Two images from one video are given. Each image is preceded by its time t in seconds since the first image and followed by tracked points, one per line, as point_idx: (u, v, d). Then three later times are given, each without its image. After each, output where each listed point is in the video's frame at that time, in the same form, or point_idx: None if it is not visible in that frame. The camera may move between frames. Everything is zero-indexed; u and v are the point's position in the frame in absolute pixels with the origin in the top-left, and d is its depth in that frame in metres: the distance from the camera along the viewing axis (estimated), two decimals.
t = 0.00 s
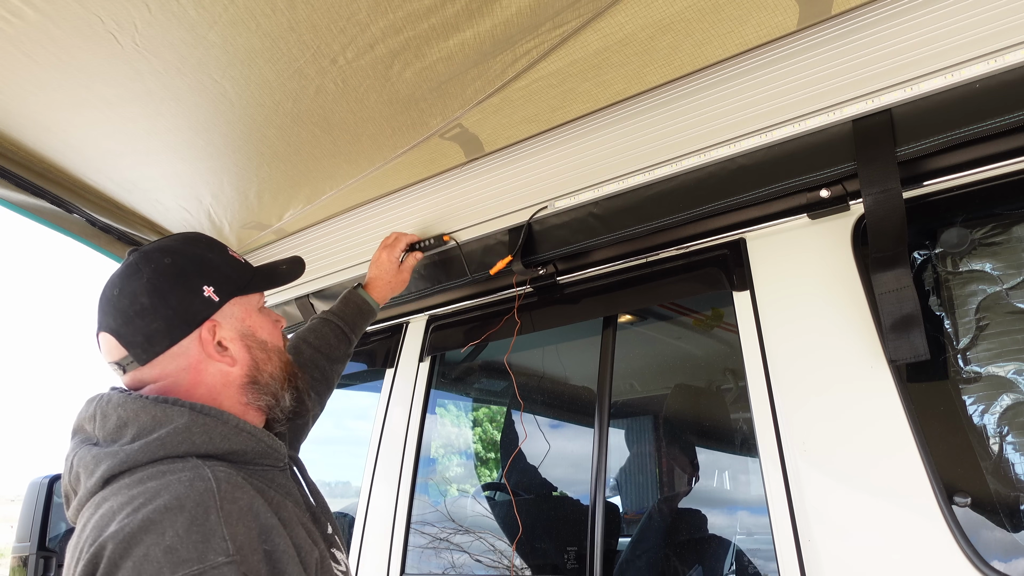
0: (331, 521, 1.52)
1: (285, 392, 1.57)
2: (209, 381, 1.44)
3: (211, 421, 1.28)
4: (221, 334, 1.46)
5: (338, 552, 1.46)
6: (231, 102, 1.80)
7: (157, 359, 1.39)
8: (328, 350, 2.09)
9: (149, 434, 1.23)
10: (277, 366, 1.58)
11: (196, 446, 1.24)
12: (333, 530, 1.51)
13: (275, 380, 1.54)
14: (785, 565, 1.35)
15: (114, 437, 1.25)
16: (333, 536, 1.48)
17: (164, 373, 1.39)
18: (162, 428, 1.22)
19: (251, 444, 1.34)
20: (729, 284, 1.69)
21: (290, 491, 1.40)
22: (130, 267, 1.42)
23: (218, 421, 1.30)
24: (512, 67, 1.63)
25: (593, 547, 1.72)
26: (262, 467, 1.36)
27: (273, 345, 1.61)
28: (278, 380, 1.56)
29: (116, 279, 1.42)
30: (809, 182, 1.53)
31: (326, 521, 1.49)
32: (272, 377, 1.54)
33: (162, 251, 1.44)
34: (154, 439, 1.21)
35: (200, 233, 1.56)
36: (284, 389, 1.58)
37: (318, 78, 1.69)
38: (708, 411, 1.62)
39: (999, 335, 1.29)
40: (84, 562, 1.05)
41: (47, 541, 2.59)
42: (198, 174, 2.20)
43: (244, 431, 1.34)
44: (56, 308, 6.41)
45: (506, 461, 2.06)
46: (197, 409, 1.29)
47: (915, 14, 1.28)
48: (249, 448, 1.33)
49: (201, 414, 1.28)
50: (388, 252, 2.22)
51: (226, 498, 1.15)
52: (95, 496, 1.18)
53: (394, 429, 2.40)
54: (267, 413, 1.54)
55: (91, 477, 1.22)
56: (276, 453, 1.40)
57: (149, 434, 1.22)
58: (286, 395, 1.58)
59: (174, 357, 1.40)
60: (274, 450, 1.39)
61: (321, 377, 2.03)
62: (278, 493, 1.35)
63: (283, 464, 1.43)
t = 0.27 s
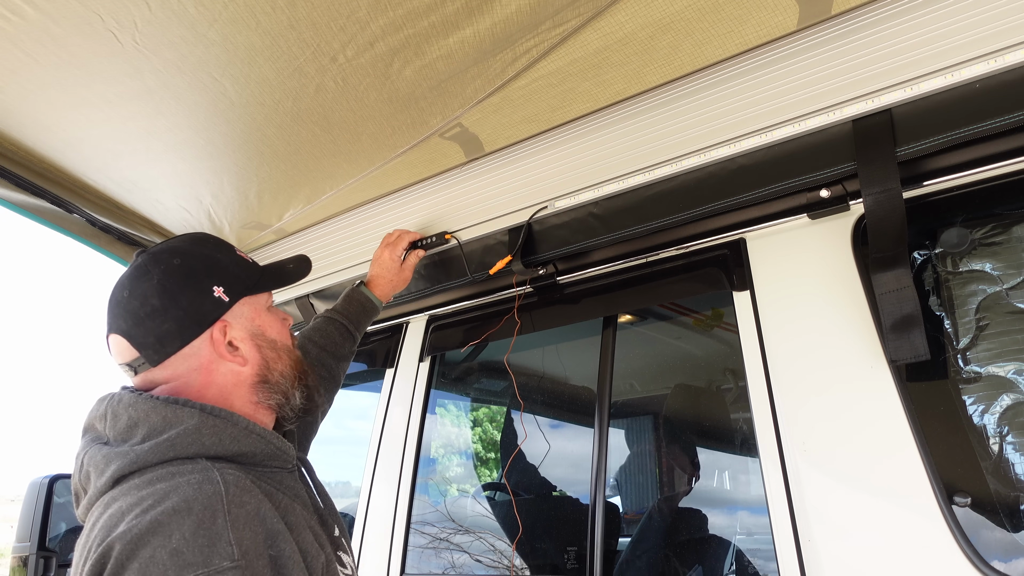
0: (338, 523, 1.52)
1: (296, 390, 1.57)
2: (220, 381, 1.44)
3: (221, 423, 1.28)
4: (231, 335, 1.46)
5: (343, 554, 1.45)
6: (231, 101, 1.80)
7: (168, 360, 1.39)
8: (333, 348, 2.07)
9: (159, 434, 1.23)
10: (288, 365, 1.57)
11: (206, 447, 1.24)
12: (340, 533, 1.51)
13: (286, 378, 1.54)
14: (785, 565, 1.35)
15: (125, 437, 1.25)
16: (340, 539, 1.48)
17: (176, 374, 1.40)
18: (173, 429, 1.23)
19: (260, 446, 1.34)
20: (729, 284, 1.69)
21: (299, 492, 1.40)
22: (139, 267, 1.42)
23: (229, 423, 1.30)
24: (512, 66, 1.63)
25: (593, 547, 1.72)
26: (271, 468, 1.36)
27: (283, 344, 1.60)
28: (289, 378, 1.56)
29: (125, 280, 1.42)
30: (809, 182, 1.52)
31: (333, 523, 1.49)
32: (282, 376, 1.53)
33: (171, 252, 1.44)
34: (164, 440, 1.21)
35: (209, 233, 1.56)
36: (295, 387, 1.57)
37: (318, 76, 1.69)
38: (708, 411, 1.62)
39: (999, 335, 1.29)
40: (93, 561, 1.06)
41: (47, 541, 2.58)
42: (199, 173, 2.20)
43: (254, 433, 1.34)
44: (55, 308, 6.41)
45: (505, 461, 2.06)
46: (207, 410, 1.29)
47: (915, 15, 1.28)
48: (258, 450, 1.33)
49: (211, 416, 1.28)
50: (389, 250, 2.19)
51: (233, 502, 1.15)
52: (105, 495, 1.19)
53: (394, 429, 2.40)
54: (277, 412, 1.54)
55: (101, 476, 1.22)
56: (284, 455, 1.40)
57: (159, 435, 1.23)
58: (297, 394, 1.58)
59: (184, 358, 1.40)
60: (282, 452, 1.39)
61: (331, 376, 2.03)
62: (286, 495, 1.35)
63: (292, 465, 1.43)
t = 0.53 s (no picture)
0: (341, 525, 1.51)
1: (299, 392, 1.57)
2: (223, 382, 1.44)
3: (223, 424, 1.28)
4: (234, 336, 1.46)
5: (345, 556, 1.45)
6: (231, 102, 1.80)
7: (172, 360, 1.39)
8: (337, 351, 2.10)
9: (162, 434, 1.23)
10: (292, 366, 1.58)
11: (208, 448, 1.24)
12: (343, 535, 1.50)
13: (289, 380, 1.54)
14: (785, 565, 1.35)
15: (128, 437, 1.25)
16: (342, 542, 1.48)
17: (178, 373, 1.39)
18: (175, 430, 1.23)
19: (263, 447, 1.33)
20: (729, 284, 1.69)
21: (302, 493, 1.40)
22: (145, 267, 1.42)
23: (232, 424, 1.30)
24: (512, 67, 1.62)
25: (593, 547, 1.72)
26: (274, 469, 1.36)
27: (286, 346, 1.60)
28: (291, 380, 1.56)
29: (130, 280, 1.42)
30: (809, 182, 1.53)
31: (336, 525, 1.48)
32: (285, 379, 1.53)
33: (176, 252, 1.44)
34: (166, 440, 1.21)
35: (214, 234, 1.56)
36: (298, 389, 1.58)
37: (318, 77, 1.69)
38: (708, 411, 1.62)
39: (999, 335, 1.29)
40: (93, 561, 1.06)
41: (47, 541, 2.59)
42: (199, 173, 2.20)
43: (257, 434, 1.33)
44: (54, 308, 6.41)
45: (505, 461, 2.06)
46: (210, 411, 1.29)
47: (914, 15, 1.28)
48: (262, 450, 1.33)
49: (214, 417, 1.28)
50: (391, 257, 2.20)
51: (233, 503, 1.15)
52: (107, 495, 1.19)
53: (394, 429, 2.40)
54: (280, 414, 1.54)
55: (103, 476, 1.23)
56: (288, 456, 1.39)
57: (161, 435, 1.23)
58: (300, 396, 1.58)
59: (188, 358, 1.40)
60: (285, 453, 1.39)
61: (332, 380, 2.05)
62: (288, 496, 1.34)
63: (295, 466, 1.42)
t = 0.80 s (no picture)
0: (342, 527, 1.51)
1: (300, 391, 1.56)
2: (221, 382, 1.44)
3: (223, 423, 1.28)
4: (232, 336, 1.46)
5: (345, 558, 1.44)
6: (231, 103, 1.80)
7: (170, 360, 1.39)
8: (341, 355, 2.07)
9: (161, 433, 1.23)
10: (292, 365, 1.57)
11: (208, 447, 1.24)
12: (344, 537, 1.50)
13: (289, 379, 1.54)
14: (785, 565, 1.35)
15: (127, 435, 1.25)
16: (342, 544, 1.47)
17: (175, 374, 1.40)
18: (174, 428, 1.23)
19: (263, 447, 1.33)
20: (729, 284, 1.69)
21: (302, 494, 1.40)
22: (142, 267, 1.42)
23: (231, 423, 1.30)
24: (512, 68, 1.62)
25: (593, 547, 1.72)
26: (274, 469, 1.36)
27: (286, 345, 1.60)
28: (291, 379, 1.55)
29: (128, 280, 1.42)
30: (809, 182, 1.53)
31: (336, 527, 1.48)
32: (285, 378, 1.53)
33: (174, 252, 1.44)
34: (165, 438, 1.21)
35: (214, 232, 1.56)
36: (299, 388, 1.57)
37: (318, 78, 1.69)
38: (708, 411, 1.62)
39: (999, 335, 1.29)
40: (90, 559, 1.06)
41: (47, 541, 2.59)
42: (199, 174, 2.19)
43: (257, 432, 1.33)
44: (53, 308, 6.40)
45: (505, 461, 2.06)
46: (210, 409, 1.29)
47: (914, 15, 1.28)
48: (262, 450, 1.33)
49: (214, 415, 1.28)
50: (391, 259, 2.21)
51: (232, 503, 1.14)
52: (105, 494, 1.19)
53: (394, 429, 2.40)
54: (280, 413, 1.54)
55: (102, 474, 1.23)
56: (289, 456, 1.39)
57: (160, 433, 1.23)
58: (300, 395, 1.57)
59: (185, 358, 1.40)
60: (286, 453, 1.39)
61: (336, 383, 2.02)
62: (288, 496, 1.34)
63: (296, 466, 1.42)
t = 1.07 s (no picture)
0: (336, 530, 1.48)
1: (270, 400, 1.39)
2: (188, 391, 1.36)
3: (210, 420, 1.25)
4: (185, 344, 1.33)
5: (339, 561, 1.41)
6: (231, 103, 1.80)
7: (142, 364, 1.36)
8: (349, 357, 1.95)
9: (148, 429, 1.21)
10: (260, 372, 1.38)
11: (194, 445, 1.21)
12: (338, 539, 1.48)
13: (256, 389, 1.37)
14: (785, 565, 1.35)
15: (116, 432, 1.24)
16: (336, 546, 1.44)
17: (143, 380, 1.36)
18: (160, 425, 1.21)
19: (252, 446, 1.30)
20: (729, 284, 1.69)
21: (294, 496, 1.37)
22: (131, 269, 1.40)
23: (218, 420, 1.27)
24: (512, 68, 1.62)
25: (593, 547, 1.72)
26: (262, 469, 1.32)
27: (253, 350, 1.38)
28: (263, 388, 1.38)
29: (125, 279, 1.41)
30: (810, 182, 1.52)
31: (330, 530, 1.46)
32: (252, 388, 1.37)
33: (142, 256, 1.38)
34: (149, 435, 1.19)
35: (202, 229, 1.47)
36: (274, 396, 1.39)
37: (318, 79, 1.69)
38: (708, 411, 1.62)
39: (999, 335, 1.29)
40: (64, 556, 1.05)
41: (46, 541, 2.59)
42: (198, 174, 2.19)
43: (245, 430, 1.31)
44: (53, 308, 6.40)
45: (505, 461, 2.06)
46: (196, 407, 1.27)
47: (914, 15, 1.28)
48: (251, 449, 1.30)
49: (202, 412, 1.26)
50: (392, 259, 2.19)
51: (211, 502, 1.13)
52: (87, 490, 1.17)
53: (394, 429, 2.40)
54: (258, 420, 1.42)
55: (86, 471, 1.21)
56: (281, 455, 1.37)
57: (147, 430, 1.21)
58: (275, 403, 1.40)
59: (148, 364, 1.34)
60: (278, 453, 1.36)
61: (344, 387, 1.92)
62: (276, 497, 1.31)
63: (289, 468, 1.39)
